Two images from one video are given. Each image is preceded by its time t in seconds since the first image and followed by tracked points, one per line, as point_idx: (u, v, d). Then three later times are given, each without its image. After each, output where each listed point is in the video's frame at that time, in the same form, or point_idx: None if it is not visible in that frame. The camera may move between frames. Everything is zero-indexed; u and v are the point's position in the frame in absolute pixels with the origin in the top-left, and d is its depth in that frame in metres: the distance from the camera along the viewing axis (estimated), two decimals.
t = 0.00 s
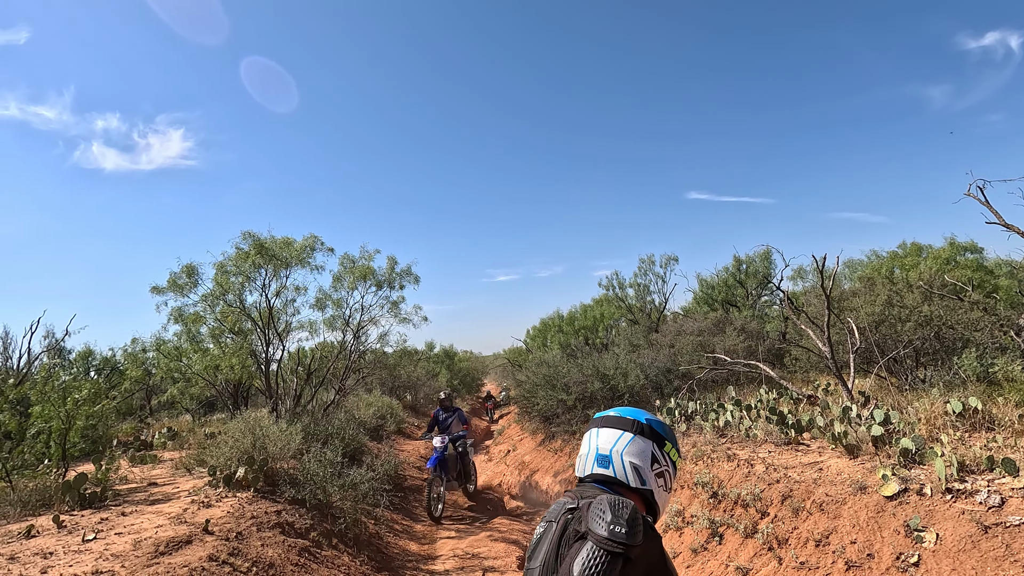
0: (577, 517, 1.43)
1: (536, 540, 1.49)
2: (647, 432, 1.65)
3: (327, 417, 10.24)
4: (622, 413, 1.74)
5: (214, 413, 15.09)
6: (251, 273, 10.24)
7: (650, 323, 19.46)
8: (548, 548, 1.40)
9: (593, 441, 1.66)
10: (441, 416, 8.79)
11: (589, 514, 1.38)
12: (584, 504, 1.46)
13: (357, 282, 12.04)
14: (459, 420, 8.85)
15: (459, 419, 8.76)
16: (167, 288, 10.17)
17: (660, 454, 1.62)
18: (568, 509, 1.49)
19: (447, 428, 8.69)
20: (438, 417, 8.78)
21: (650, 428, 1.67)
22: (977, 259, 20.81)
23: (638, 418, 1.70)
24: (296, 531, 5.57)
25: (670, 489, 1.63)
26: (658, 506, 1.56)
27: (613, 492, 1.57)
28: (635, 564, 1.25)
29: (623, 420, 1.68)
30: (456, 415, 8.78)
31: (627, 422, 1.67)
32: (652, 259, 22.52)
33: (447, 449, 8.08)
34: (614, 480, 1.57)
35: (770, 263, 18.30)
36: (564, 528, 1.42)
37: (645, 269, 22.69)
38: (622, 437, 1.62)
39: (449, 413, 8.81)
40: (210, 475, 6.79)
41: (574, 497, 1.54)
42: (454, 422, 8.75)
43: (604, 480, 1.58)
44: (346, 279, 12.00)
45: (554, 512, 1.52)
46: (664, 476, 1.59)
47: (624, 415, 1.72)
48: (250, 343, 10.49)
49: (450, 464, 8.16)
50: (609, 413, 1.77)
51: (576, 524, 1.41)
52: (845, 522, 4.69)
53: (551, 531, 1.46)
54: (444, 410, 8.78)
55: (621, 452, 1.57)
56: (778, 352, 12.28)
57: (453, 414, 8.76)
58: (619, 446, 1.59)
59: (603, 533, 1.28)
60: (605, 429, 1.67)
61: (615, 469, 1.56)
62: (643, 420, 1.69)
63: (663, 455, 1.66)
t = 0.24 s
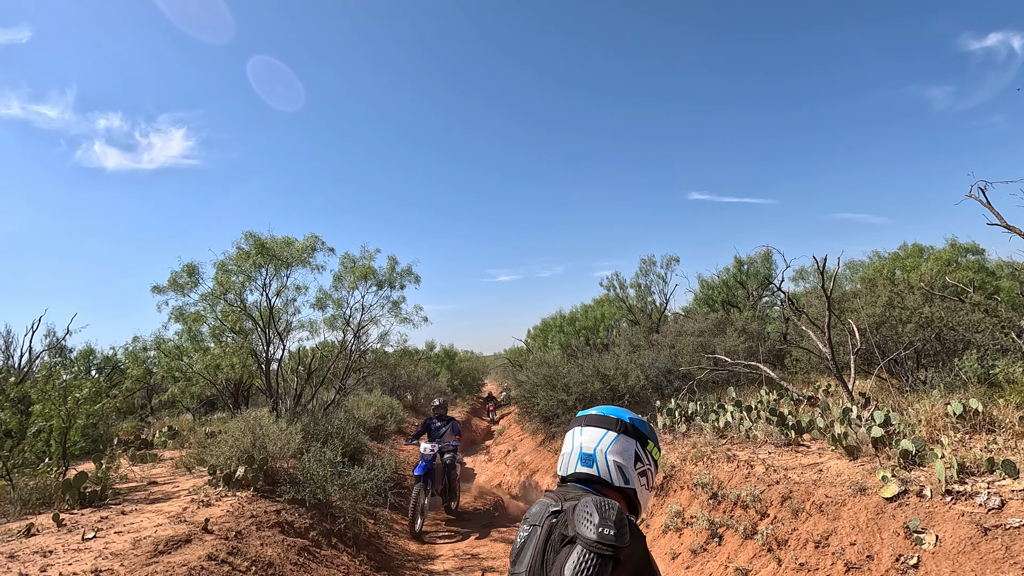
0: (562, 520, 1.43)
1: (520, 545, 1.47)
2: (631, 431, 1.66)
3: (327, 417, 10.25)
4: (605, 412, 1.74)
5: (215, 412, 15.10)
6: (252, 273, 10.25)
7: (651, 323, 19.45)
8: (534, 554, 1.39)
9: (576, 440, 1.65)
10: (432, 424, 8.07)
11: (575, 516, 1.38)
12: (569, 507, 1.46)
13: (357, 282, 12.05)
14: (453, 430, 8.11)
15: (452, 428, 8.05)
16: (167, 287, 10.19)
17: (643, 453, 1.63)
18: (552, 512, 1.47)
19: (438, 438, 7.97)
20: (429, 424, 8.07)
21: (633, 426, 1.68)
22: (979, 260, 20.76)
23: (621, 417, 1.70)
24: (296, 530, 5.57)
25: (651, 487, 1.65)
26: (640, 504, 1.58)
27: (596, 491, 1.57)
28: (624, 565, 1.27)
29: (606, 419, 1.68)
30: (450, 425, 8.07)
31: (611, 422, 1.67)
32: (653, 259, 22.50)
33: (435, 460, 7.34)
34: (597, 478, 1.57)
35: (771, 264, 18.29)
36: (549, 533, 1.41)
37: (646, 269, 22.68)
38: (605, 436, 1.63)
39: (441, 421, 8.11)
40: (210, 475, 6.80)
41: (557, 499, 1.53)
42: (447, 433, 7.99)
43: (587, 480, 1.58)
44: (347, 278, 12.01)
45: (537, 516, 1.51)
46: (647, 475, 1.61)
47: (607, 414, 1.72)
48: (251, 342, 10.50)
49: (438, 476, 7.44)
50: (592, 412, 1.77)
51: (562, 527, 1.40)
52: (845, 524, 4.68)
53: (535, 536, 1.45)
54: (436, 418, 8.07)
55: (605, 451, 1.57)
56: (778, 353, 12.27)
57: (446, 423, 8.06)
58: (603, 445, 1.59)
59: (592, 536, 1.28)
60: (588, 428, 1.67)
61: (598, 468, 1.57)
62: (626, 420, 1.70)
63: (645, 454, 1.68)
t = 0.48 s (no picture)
0: (552, 524, 1.43)
1: (509, 553, 1.45)
2: (612, 430, 1.67)
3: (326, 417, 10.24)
4: (586, 413, 1.74)
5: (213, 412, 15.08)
6: (251, 272, 10.24)
7: (650, 325, 19.45)
8: (525, 560, 1.37)
9: (560, 443, 1.64)
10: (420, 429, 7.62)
11: (566, 519, 1.39)
12: (557, 510, 1.46)
13: (357, 282, 12.05)
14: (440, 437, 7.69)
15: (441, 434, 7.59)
16: (166, 286, 10.18)
17: (625, 451, 1.65)
18: (540, 516, 1.47)
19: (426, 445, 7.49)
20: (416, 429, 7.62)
21: (614, 425, 1.69)
22: (978, 262, 20.78)
23: (602, 417, 1.71)
24: (294, 530, 5.57)
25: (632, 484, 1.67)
26: (624, 502, 1.61)
27: (582, 492, 1.58)
28: (616, 564, 1.29)
29: (588, 419, 1.69)
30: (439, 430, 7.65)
31: (593, 422, 1.67)
32: (652, 260, 22.51)
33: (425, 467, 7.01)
34: (582, 480, 1.58)
35: (770, 266, 18.30)
36: (540, 537, 1.40)
37: (645, 270, 22.69)
38: (589, 437, 1.63)
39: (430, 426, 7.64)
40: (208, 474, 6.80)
41: (544, 503, 1.53)
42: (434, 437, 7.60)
43: (572, 481, 1.58)
44: (346, 278, 12.01)
45: (525, 521, 1.49)
46: (630, 473, 1.63)
47: (588, 414, 1.72)
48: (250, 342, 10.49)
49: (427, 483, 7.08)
50: (572, 413, 1.76)
51: (553, 531, 1.40)
52: (843, 525, 4.69)
53: (525, 542, 1.44)
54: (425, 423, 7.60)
55: (590, 453, 1.58)
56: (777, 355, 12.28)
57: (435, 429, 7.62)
58: (587, 447, 1.59)
59: (584, 537, 1.30)
60: (570, 430, 1.66)
61: (583, 469, 1.57)
62: (608, 419, 1.70)
63: (626, 451, 1.70)
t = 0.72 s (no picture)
0: (547, 525, 1.42)
1: (505, 559, 1.43)
2: (598, 430, 1.67)
3: (324, 419, 10.22)
4: (570, 415, 1.74)
5: (212, 413, 15.05)
6: (250, 273, 10.24)
7: (649, 327, 19.47)
8: (523, 563, 1.36)
9: (547, 446, 1.63)
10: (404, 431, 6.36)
11: (561, 518, 1.39)
12: (552, 512, 1.46)
13: (356, 283, 12.04)
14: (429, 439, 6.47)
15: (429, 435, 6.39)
16: (165, 287, 10.17)
17: (612, 450, 1.66)
18: (535, 519, 1.46)
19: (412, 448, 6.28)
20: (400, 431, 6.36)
21: (599, 426, 1.70)
22: (976, 266, 20.80)
23: (587, 418, 1.72)
24: (291, 532, 5.55)
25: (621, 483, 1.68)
26: (613, 500, 1.61)
27: (572, 494, 1.57)
28: (614, 560, 1.30)
29: (573, 421, 1.69)
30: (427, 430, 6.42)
31: (579, 423, 1.68)
32: (651, 263, 22.52)
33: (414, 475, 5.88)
34: (572, 481, 1.57)
35: (769, 269, 18.33)
36: (536, 540, 1.39)
37: (644, 273, 22.72)
38: (575, 438, 1.63)
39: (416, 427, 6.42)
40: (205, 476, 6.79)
41: (537, 506, 1.52)
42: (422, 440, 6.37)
43: (563, 484, 1.57)
44: (345, 280, 12.01)
45: (518, 526, 1.48)
46: (618, 472, 1.65)
47: (573, 416, 1.72)
48: (248, 343, 10.47)
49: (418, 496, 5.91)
50: (556, 416, 1.76)
51: (549, 532, 1.40)
52: (841, 529, 4.68)
53: (521, 545, 1.42)
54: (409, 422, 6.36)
55: (578, 453, 1.58)
56: (776, 358, 12.29)
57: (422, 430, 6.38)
58: (575, 448, 1.59)
59: (581, 534, 1.30)
60: (557, 432, 1.66)
61: (573, 470, 1.57)
62: (594, 420, 1.71)
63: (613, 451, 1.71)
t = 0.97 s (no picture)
0: (543, 526, 1.42)
1: (502, 560, 1.43)
2: (593, 430, 1.68)
3: (322, 420, 10.21)
4: (565, 416, 1.75)
5: (209, 414, 15.02)
6: (249, 274, 10.24)
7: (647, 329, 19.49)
8: (519, 564, 1.36)
9: (543, 448, 1.64)
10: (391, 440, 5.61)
11: (557, 519, 1.39)
12: (548, 512, 1.46)
13: (354, 284, 12.04)
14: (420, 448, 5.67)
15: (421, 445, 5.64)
16: (163, 287, 10.15)
17: (607, 450, 1.66)
18: (531, 521, 1.45)
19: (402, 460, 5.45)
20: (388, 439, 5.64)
21: (594, 426, 1.70)
22: (974, 270, 20.86)
23: (582, 418, 1.72)
24: (289, 533, 5.54)
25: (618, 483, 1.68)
26: (609, 500, 1.61)
27: (568, 495, 1.57)
28: (608, 560, 1.30)
29: (568, 422, 1.69)
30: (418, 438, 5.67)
31: (574, 424, 1.68)
32: (649, 265, 22.55)
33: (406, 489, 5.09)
34: (568, 482, 1.57)
35: (767, 271, 18.36)
36: (532, 541, 1.39)
37: (643, 275, 22.76)
38: (571, 439, 1.63)
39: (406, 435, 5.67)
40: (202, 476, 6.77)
41: (533, 508, 1.52)
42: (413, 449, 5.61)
43: (559, 485, 1.57)
44: (343, 281, 12.01)
45: (515, 527, 1.48)
46: (615, 472, 1.65)
47: (568, 417, 1.73)
48: (246, 343, 10.44)
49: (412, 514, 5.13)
50: (552, 418, 1.76)
51: (545, 533, 1.40)
52: (839, 532, 4.68)
53: (517, 547, 1.42)
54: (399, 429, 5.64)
55: (573, 454, 1.58)
56: (774, 360, 12.30)
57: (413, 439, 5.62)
58: (570, 449, 1.59)
59: (576, 534, 1.30)
60: (552, 433, 1.66)
61: (568, 472, 1.57)
62: (589, 421, 1.71)
63: (608, 451, 1.71)
